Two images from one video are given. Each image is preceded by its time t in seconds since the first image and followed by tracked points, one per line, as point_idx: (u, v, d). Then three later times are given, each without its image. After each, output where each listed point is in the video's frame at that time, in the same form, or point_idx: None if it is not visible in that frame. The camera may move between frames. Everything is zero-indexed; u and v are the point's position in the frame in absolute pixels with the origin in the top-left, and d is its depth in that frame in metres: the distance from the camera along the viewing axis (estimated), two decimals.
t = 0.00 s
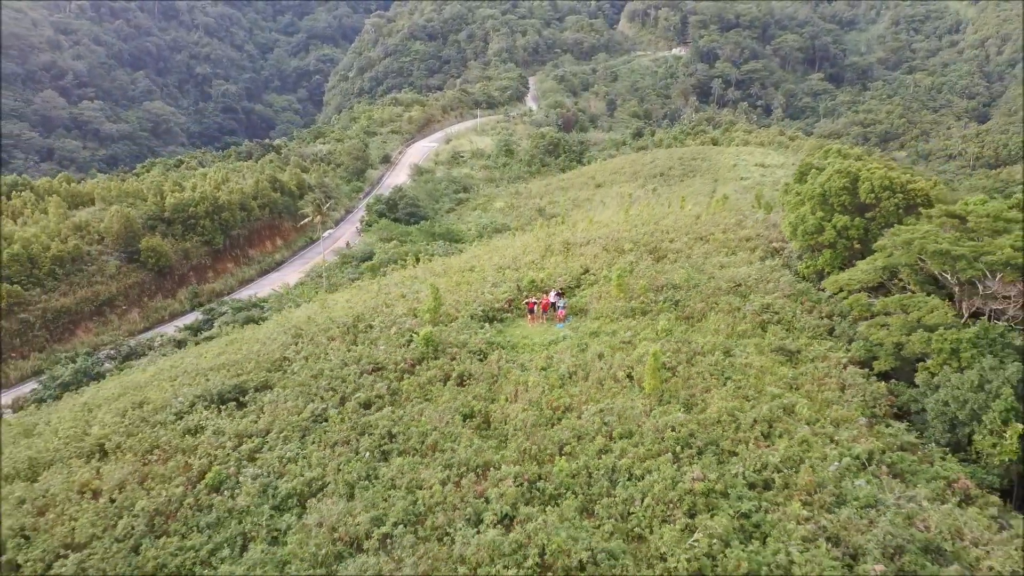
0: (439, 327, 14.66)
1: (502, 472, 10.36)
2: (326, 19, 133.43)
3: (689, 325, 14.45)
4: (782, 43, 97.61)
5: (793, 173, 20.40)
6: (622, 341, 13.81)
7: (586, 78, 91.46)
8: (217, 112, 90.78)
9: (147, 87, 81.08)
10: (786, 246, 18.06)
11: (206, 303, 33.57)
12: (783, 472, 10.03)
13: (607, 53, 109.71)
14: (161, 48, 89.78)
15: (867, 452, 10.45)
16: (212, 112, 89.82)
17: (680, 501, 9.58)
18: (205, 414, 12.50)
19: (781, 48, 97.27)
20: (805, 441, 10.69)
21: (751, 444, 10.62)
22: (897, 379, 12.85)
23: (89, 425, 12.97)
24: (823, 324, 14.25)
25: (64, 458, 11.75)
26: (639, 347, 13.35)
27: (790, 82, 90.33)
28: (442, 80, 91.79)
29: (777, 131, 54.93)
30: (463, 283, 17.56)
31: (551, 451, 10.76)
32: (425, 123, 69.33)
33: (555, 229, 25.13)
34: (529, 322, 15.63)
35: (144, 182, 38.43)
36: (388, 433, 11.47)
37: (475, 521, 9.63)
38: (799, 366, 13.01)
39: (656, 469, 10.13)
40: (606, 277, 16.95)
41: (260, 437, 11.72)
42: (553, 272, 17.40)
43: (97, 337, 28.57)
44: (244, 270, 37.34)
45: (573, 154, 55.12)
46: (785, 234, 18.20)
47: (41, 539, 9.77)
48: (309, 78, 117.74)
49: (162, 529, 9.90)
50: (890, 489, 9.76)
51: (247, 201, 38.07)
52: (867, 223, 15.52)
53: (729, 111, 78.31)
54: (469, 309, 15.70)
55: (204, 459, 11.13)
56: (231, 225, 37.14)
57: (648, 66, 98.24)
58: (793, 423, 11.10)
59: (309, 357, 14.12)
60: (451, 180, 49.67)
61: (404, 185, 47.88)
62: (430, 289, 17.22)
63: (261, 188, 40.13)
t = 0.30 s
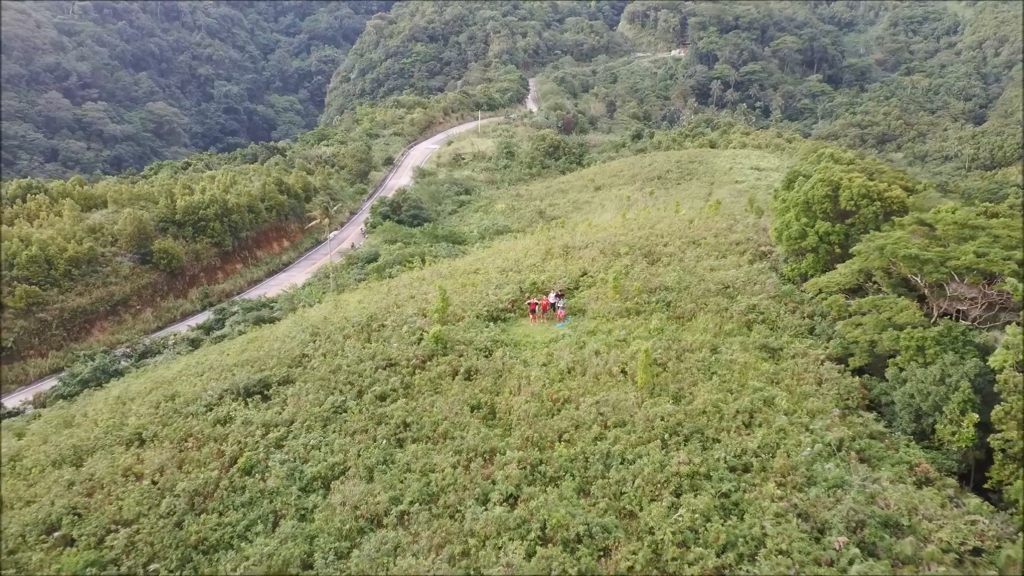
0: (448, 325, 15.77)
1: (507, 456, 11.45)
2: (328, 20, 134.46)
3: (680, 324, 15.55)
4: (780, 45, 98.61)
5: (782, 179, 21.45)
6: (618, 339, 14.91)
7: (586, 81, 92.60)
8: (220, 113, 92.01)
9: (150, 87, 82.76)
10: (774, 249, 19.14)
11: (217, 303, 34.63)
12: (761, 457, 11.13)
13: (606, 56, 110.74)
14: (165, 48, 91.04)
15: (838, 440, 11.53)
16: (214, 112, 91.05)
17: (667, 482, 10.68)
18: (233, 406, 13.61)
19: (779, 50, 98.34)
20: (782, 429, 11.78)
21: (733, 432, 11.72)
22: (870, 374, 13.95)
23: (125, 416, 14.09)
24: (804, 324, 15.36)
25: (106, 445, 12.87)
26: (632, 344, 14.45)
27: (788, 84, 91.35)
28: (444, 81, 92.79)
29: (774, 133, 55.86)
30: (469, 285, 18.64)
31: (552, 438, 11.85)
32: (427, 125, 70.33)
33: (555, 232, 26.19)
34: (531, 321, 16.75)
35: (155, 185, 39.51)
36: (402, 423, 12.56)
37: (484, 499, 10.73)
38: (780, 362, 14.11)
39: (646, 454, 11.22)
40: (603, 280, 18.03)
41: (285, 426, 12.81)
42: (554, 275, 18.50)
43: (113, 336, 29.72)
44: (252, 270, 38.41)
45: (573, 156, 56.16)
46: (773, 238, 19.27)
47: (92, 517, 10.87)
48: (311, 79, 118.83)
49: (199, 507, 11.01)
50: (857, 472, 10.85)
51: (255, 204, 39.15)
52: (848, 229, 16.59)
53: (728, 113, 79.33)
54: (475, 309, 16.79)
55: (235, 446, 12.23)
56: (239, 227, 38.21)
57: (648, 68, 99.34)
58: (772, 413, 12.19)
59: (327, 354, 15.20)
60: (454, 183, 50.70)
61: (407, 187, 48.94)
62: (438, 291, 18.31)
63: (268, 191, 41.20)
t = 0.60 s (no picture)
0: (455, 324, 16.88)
1: (512, 443, 12.57)
2: (328, 21, 135.47)
3: (672, 323, 16.66)
4: (779, 46, 99.68)
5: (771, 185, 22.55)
6: (614, 337, 16.03)
7: (586, 82, 93.74)
8: (222, 113, 93.20)
9: (152, 87, 83.86)
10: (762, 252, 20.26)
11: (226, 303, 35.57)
12: (743, 443, 12.25)
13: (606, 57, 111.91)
14: (167, 50, 92.22)
15: (813, 428, 12.65)
16: (216, 113, 92.22)
17: (657, 465, 11.81)
18: (258, 398, 14.72)
19: (777, 51, 99.39)
20: (762, 419, 12.90)
21: (719, 422, 12.83)
22: (848, 369, 15.04)
23: (157, 408, 15.21)
24: (788, 322, 16.47)
25: (142, 434, 13.98)
26: (627, 342, 15.56)
27: (785, 85, 92.39)
28: (445, 83, 93.83)
29: (771, 135, 56.90)
30: (474, 286, 19.75)
31: (553, 427, 12.96)
32: (429, 126, 71.39)
33: (555, 234, 27.29)
34: (533, 320, 17.85)
35: (165, 187, 40.59)
36: (415, 413, 13.68)
37: (491, 481, 11.84)
38: (764, 357, 15.23)
39: (638, 441, 12.34)
40: (600, 281, 19.15)
41: (307, 417, 13.93)
42: (554, 276, 19.63)
43: (127, 335, 30.52)
44: (260, 271, 39.53)
45: (573, 158, 57.29)
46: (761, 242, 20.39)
47: (136, 497, 12.00)
48: (312, 79, 119.91)
49: (232, 489, 12.14)
50: (829, 457, 11.96)
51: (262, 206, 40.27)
52: (830, 233, 17.76)
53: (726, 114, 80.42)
54: (480, 309, 17.90)
55: (262, 435, 13.35)
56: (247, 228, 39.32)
57: (647, 69, 100.52)
58: (754, 404, 13.31)
59: (343, 351, 16.32)
60: (455, 185, 51.78)
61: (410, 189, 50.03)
62: (445, 291, 19.42)
63: (274, 193, 42.30)
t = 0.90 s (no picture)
0: (462, 323, 18.07)
1: (516, 432, 13.71)
2: (329, 22, 136.49)
3: (665, 323, 17.79)
4: (777, 48, 100.68)
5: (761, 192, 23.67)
6: (610, 335, 17.19)
7: (585, 84, 94.84)
8: (224, 114, 94.25)
9: (155, 88, 84.86)
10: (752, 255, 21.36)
11: (235, 303, 36.79)
12: (727, 433, 13.42)
13: (605, 59, 112.95)
14: (169, 51, 93.24)
15: (793, 418, 13.78)
16: (218, 113, 93.32)
17: (648, 452, 12.96)
18: (280, 392, 15.85)
19: (776, 53, 100.42)
20: (746, 410, 14.06)
21: (706, 413, 13.99)
22: (828, 364, 16.18)
23: (185, 401, 16.33)
24: (773, 321, 17.60)
25: (173, 425, 15.10)
26: (622, 340, 16.68)
27: (783, 87, 93.51)
28: (446, 84, 94.85)
29: (769, 137, 57.83)
30: (478, 287, 20.88)
31: (553, 418, 14.11)
32: (430, 129, 72.48)
33: (555, 237, 28.35)
34: (534, 319, 18.98)
35: (175, 190, 41.64)
36: (427, 405, 14.82)
37: (498, 466, 12.97)
38: (751, 354, 16.36)
39: (632, 430, 13.50)
40: (597, 283, 20.29)
41: (326, 409, 15.06)
42: (554, 279, 20.73)
43: (141, 334, 31.66)
44: (268, 271, 40.55)
45: (573, 160, 58.41)
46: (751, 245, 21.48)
47: (172, 481, 13.14)
48: (313, 80, 120.97)
49: (260, 473, 13.29)
50: (806, 444, 13.11)
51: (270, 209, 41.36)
52: (814, 238, 18.89)
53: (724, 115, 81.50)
54: (484, 309, 19.05)
55: (285, 426, 14.49)
56: (255, 230, 40.36)
57: (647, 71, 101.71)
58: (739, 397, 14.47)
59: (357, 348, 17.44)
60: (457, 187, 52.87)
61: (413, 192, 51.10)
62: (451, 293, 20.56)
63: (281, 196, 43.40)
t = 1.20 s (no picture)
0: (468, 323, 19.19)
1: (519, 424, 14.84)
2: (331, 24, 137.61)
3: (659, 323, 18.90)
4: (775, 49, 101.66)
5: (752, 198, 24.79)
6: (607, 335, 18.30)
7: (585, 85, 95.98)
8: (226, 115, 95.34)
9: (158, 90, 85.94)
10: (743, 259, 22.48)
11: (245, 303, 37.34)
12: (714, 424, 14.56)
13: (605, 60, 114.04)
14: (171, 52, 94.39)
15: (775, 412, 14.91)
16: (220, 114, 94.42)
17: (642, 442, 14.09)
18: (299, 388, 16.98)
19: (775, 54, 101.36)
20: (732, 403, 15.19)
21: (695, 406, 15.12)
22: (812, 361, 17.29)
23: (210, 396, 17.45)
24: (761, 321, 18.73)
25: (201, 419, 16.21)
26: (618, 339, 17.80)
27: (781, 88, 94.61)
28: (447, 86, 95.93)
29: (766, 139, 58.81)
30: (483, 290, 21.99)
31: (554, 411, 15.24)
32: (432, 131, 73.59)
33: (554, 240, 29.42)
34: (536, 320, 20.11)
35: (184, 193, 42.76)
36: (437, 400, 15.94)
37: (503, 455, 14.10)
38: (739, 352, 17.49)
39: (627, 422, 14.63)
40: (595, 285, 21.40)
41: (343, 403, 16.20)
42: (555, 282, 21.83)
43: (154, 333, 32.64)
44: (275, 272, 41.50)
45: (572, 162, 59.49)
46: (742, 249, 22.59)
47: (204, 468, 14.28)
48: (314, 81, 121.98)
49: (284, 461, 14.44)
50: (787, 434, 14.25)
51: (277, 211, 42.45)
52: (800, 243, 20.04)
53: (723, 117, 82.56)
54: (488, 310, 20.17)
55: (306, 419, 15.62)
56: (263, 232, 41.42)
57: (646, 72, 102.88)
58: (726, 392, 15.60)
59: (369, 347, 18.57)
60: (459, 189, 53.97)
61: (415, 194, 52.15)
62: (457, 295, 21.68)
63: (288, 199, 44.44)
